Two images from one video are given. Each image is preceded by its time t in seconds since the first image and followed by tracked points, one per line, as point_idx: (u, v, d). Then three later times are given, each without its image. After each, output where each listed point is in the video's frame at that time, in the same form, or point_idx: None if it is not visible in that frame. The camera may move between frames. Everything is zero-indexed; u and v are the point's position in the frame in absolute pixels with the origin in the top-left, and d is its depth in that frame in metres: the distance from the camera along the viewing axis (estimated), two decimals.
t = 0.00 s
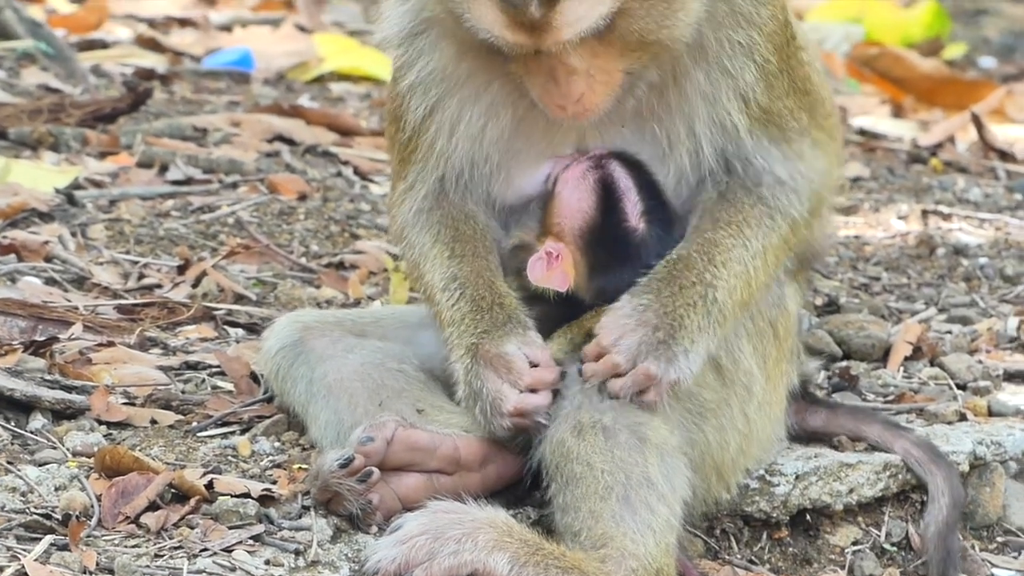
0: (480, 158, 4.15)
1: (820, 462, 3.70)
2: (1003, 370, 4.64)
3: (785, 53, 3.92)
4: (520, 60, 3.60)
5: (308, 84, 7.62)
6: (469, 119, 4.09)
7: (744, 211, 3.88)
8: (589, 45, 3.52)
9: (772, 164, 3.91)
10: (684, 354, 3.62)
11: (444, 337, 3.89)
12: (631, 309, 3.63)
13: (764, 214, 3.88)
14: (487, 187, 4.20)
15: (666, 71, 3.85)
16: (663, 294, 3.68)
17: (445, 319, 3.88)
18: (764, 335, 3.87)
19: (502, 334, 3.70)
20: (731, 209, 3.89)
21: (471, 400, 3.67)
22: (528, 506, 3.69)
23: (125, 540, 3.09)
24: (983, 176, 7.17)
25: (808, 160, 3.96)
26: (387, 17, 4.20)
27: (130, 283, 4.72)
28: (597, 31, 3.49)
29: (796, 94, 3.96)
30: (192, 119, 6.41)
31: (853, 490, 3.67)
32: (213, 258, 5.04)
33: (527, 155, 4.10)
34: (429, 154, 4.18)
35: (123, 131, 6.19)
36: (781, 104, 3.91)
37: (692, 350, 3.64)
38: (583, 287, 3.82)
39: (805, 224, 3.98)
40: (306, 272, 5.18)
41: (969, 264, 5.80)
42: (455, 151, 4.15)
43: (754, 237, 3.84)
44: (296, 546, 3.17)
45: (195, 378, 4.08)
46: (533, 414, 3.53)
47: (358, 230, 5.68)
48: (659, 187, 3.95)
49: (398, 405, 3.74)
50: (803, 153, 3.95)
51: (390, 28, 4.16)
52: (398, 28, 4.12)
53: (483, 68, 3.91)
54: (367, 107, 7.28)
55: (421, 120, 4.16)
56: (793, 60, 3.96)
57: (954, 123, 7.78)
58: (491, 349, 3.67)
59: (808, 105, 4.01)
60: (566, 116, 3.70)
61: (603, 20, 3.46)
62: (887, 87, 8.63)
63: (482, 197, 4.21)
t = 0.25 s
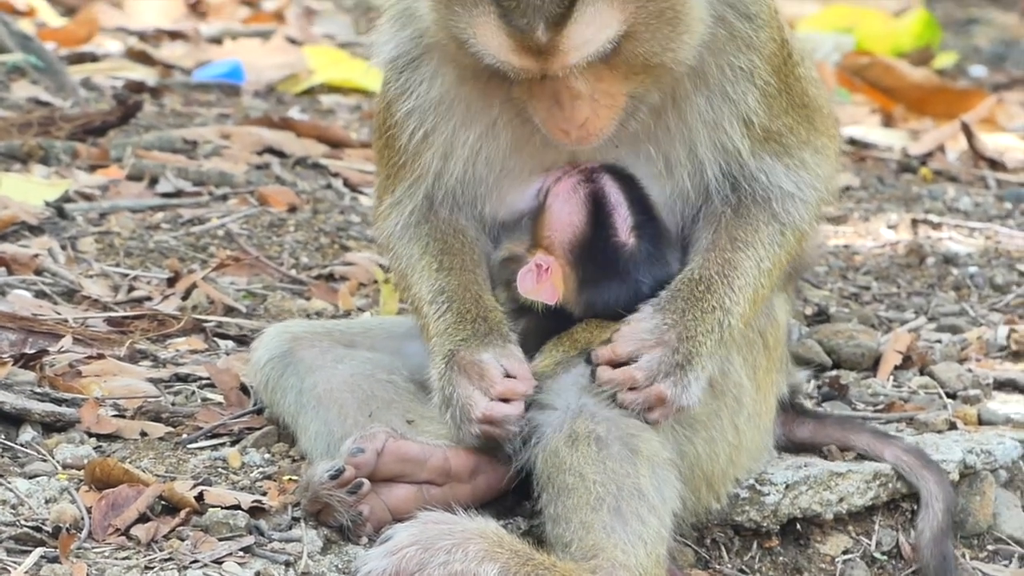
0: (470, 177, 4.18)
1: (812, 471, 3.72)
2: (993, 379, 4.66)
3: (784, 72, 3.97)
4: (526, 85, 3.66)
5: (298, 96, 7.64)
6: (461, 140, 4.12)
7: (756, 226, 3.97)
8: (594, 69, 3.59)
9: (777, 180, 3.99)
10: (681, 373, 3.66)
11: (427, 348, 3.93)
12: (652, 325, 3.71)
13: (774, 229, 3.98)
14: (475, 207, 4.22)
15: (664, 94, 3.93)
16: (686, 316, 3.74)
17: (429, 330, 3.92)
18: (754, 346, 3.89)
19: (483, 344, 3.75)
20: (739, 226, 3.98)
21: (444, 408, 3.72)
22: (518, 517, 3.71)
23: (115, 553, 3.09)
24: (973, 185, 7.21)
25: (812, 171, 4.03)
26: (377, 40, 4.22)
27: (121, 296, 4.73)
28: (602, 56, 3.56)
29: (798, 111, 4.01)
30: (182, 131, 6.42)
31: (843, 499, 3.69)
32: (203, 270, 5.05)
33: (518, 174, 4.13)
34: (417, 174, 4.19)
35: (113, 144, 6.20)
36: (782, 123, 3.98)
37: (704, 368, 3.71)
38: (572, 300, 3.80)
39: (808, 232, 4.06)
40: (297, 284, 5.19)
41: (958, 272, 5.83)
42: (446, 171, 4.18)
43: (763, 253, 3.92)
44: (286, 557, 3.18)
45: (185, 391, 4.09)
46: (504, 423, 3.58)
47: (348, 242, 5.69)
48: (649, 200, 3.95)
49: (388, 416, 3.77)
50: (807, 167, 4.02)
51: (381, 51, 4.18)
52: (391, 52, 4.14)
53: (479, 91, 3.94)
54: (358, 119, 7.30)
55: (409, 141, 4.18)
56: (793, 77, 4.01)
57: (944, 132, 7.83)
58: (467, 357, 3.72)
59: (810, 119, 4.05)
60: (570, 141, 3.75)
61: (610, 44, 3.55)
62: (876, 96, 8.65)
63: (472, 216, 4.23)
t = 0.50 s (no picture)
0: (471, 186, 4.18)
1: (814, 476, 3.72)
2: (994, 385, 4.66)
3: (788, 83, 3.99)
4: (534, 103, 3.65)
5: (299, 102, 7.65)
6: (463, 150, 4.12)
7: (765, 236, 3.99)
8: (602, 88, 3.57)
9: (784, 189, 4.01)
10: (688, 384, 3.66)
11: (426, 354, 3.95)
12: (668, 335, 3.71)
13: (783, 237, 4.00)
14: (475, 214, 4.22)
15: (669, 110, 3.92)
16: (701, 327, 3.75)
17: (428, 336, 3.93)
18: (757, 352, 3.88)
19: (482, 352, 3.77)
20: (749, 236, 4.00)
21: (443, 414, 3.74)
22: (519, 522, 3.70)
23: (116, 558, 3.09)
24: (974, 191, 7.21)
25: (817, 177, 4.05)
26: (380, 48, 4.22)
27: (121, 301, 4.73)
28: (611, 76, 3.55)
29: (802, 120, 4.03)
30: (183, 137, 6.43)
31: (844, 505, 3.68)
32: (204, 276, 5.05)
33: (518, 184, 4.13)
34: (417, 182, 4.20)
35: (114, 150, 6.20)
36: (786, 133, 4.00)
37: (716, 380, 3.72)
38: (573, 307, 3.79)
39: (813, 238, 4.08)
40: (297, 289, 5.19)
41: (959, 278, 5.83)
42: (447, 179, 4.18)
43: (772, 262, 3.95)
44: (287, 563, 3.19)
45: (186, 396, 4.09)
46: (502, 430, 3.58)
47: (349, 248, 5.70)
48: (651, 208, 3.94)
49: (390, 421, 3.77)
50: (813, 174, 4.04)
51: (385, 59, 4.18)
52: (395, 60, 4.14)
53: (481, 104, 3.94)
54: (359, 125, 7.30)
55: (410, 149, 4.18)
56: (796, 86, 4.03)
57: (946, 137, 7.84)
58: (466, 364, 3.73)
59: (813, 126, 4.08)
60: (577, 158, 3.74)
61: (619, 65, 3.54)
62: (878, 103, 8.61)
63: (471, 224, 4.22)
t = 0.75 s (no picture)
0: (466, 187, 4.18)
1: (812, 479, 3.72)
2: (993, 388, 4.66)
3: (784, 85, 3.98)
4: (534, 107, 3.65)
5: (297, 105, 7.65)
6: (458, 152, 4.12)
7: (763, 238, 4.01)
8: (604, 92, 3.57)
9: (781, 191, 4.01)
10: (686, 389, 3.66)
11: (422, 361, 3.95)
12: (669, 341, 3.72)
13: (779, 240, 4.01)
14: (468, 215, 4.22)
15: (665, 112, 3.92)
16: (702, 333, 3.75)
17: (424, 343, 3.93)
18: (754, 356, 3.88)
19: (480, 360, 3.78)
20: (747, 240, 4.01)
21: (441, 423, 3.74)
22: (518, 525, 3.70)
23: (115, 561, 3.09)
24: (973, 194, 7.21)
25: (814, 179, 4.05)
26: (376, 49, 4.21)
27: (120, 305, 4.73)
28: (612, 79, 3.55)
29: (798, 122, 4.03)
30: (181, 140, 6.43)
31: (843, 508, 3.68)
32: (202, 279, 5.05)
33: (512, 186, 4.13)
34: (411, 183, 4.19)
35: (112, 153, 6.20)
36: (782, 136, 4.00)
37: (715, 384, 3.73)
38: (571, 311, 3.80)
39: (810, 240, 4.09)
40: (296, 293, 5.19)
41: (958, 281, 5.84)
42: (442, 180, 4.18)
43: (769, 267, 3.95)
44: (286, 566, 3.19)
45: (185, 399, 4.09)
46: (502, 440, 3.60)
47: (348, 251, 5.69)
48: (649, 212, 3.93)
49: (388, 425, 3.77)
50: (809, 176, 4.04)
51: (381, 59, 4.17)
52: (390, 61, 4.14)
53: (478, 106, 3.94)
54: (357, 128, 7.30)
55: (405, 150, 4.17)
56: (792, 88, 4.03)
57: (945, 141, 7.80)
58: (466, 373, 3.74)
59: (809, 129, 4.08)
60: (576, 160, 3.74)
61: (619, 68, 3.54)
62: (877, 105, 8.63)
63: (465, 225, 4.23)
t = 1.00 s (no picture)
0: (466, 191, 4.19)
1: (813, 482, 3.72)
2: (993, 391, 4.65)
3: (780, 85, 3.97)
4: (534, 108, 3.65)
5: (297, 108, 7.65)
6: (458, 155, 4.12)
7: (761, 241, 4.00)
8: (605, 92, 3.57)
9: (778, 194, 4.01)
10: (685, 391, 3.65)
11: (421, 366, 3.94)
12: (672, 345, 3.71)
13: (778, 243, 4.00)
14: (467, 218, 4.22)
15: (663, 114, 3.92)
16: (704, 337, 3.75)
17: (424, 348, 3.93)
18: (755, 359, 3.88)
19: (480, 365, 3.77)
20: (746, 243, 4.00)
21: (441, 429, 3.73)
22: (519, 529, 3.70)
23: (116, 565, 3.09)
24: (973, 197, 7.22)
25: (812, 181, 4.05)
26: (375, 51, 4.20)
27: (120, 308, 4.73)
28: (613, 79, 3.55)
29: (794, 124, 4.02)
30: (182, 144, 6.43)
31: (843, 511, 3.68)
32: (202, 283, 5.05)
33: (511, 189, 4.14)
34: (410, 187, 4.18)
35: (113, 157, 6.20)
36: (779, 137, 4.00)
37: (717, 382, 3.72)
38: (571, 314, 3.79)
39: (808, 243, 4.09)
40: (296, 296, 5.19)
41: (958, 284, 5.84)
42: (441, 184, 4.18)
43: (768, 270, 3.94)
44: (287, 570, 3.18)
45: (186, 403, 4.08)
46: (502, 445, 3.60)
47: (348, 255, 5.69)
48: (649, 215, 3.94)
49: (388, 429, 3.77)
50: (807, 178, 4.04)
51: (380, 63, 4.17)
52: (389, 64, 4.14)
53: (479, 109, 3.94)
54: (357, 132, 7.30)
55: (405, 154, 4.16)
56: (789, 90, 4.02)
57: (945, 145, 7.80)
58: (466, 378, 3.73)
59: (806, 131, 4.08)
60: (576, 162, 3.74)
61: (621, 68, 3.53)
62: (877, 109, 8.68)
63: (463, 228, 4.23)
